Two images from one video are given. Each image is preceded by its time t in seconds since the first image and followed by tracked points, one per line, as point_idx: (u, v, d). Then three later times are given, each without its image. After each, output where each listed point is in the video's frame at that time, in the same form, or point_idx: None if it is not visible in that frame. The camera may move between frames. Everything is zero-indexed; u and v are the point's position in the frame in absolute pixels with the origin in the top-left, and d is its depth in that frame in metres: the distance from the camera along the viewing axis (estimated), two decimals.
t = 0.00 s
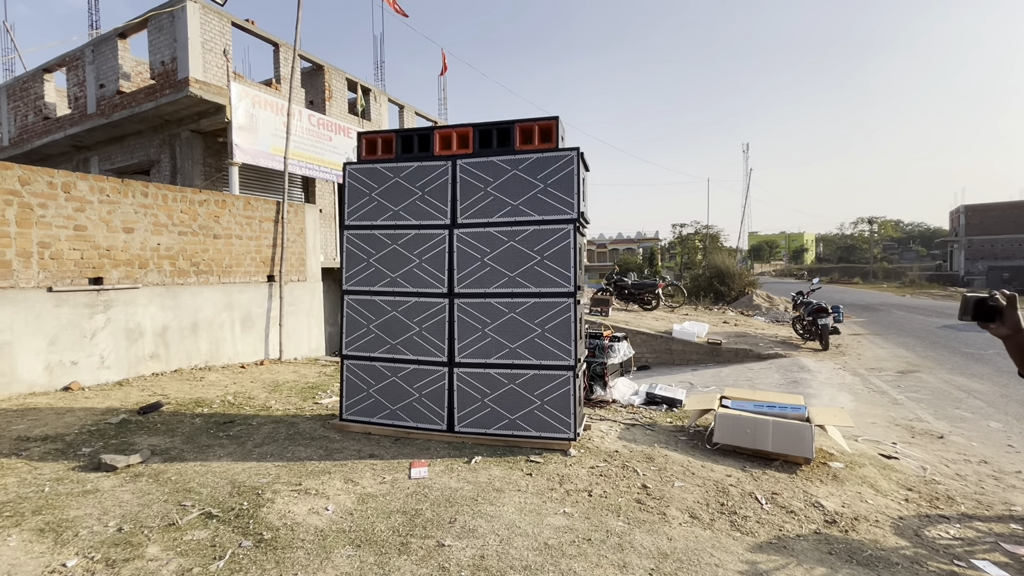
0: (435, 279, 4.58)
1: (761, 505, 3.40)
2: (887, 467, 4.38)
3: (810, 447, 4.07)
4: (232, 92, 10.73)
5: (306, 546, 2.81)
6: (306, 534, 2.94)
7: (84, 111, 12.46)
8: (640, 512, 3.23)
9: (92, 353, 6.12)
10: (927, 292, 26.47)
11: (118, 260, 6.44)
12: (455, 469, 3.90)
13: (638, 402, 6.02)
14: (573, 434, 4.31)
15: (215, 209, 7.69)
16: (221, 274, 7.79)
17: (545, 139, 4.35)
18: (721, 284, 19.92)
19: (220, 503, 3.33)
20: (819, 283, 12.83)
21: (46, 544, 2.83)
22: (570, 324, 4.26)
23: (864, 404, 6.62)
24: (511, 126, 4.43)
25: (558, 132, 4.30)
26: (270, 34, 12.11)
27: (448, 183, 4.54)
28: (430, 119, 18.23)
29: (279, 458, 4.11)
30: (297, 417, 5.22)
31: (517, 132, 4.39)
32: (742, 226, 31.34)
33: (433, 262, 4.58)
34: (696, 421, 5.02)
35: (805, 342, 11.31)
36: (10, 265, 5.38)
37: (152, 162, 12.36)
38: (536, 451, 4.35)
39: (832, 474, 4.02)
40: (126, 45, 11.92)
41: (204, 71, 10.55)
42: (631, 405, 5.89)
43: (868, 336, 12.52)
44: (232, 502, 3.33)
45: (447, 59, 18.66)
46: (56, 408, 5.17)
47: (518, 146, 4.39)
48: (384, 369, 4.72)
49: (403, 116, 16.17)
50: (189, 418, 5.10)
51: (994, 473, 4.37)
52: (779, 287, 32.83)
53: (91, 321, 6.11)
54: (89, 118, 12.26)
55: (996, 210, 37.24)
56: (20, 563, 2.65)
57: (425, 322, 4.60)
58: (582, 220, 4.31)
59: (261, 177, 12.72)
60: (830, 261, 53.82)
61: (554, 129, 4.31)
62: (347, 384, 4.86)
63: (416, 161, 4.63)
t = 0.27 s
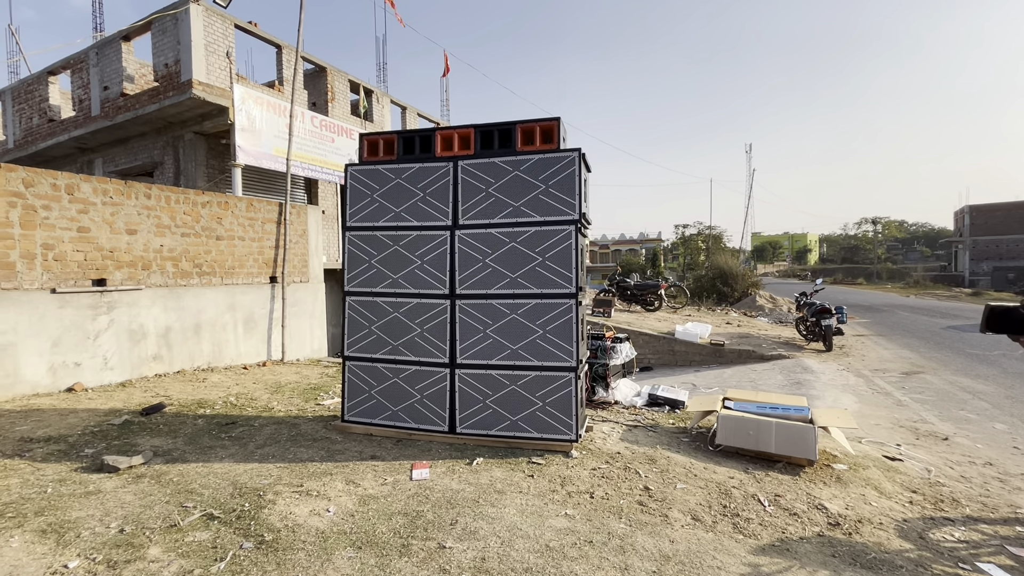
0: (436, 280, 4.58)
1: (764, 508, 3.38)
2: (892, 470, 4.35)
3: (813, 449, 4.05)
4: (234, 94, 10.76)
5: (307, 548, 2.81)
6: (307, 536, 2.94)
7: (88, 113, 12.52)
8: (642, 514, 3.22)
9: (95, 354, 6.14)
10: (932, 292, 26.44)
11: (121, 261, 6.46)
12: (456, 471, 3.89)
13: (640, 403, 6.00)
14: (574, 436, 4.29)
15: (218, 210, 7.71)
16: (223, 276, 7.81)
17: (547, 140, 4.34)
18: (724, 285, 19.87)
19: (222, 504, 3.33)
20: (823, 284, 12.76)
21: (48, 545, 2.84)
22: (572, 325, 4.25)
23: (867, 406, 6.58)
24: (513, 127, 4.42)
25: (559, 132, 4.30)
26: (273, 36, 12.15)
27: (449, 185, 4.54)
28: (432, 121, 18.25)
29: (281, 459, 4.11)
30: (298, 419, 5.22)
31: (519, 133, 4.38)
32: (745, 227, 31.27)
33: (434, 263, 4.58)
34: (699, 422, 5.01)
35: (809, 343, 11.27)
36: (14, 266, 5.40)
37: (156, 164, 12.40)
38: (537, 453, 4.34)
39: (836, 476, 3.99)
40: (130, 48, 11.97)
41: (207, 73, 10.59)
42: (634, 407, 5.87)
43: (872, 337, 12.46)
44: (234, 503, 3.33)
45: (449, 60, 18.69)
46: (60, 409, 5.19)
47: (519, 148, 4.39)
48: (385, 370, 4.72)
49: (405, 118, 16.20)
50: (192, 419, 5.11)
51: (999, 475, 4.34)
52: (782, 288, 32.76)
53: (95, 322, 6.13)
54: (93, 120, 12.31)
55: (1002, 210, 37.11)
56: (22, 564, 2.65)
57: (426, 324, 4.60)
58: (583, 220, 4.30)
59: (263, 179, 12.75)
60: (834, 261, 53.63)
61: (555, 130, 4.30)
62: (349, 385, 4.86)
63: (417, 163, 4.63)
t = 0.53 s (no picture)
0: (439, 281, 4.57)
1: (768, 509, 3.37)
2: (897, 471, 4.32)
3: (817, 451, 4.03)
4: (238, 95, 10.79)
5: (310, 549, 2.81)
6: (309, 537, 2.94)
7: (93, 114, 12.57)
8: (646, 516, 3.21)
9: (99, 354, 6.16)
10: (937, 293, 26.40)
11: (125, 262, 6.48)
12: (458, 472, 3.88)
13: (644, 404, 5.99)
14: (577, 437, 4.28)
15: (221, 211, 7.73)
16: (227, 276, 7.83)
17: (550, 140, 4.33)
18: (727, 285, 19.82)
19: (225, 504, 3.33)
20: (827, 284, 12.71)
21: (52, 544, 2.84)
22: (575, 326, 4.24)
23: (872, 407, 6.55)
24: (516, 127, 4.42)
25: (562, 132, 4.29)
26: (276, 37, 12.18)
27: (452, 185, 4.54)
28: (435, 121, 18.27)
29: (284, 460, 4.11)
30: (301, 419, 5.23)
31: (521, 133, 4.38)
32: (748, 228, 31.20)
33: (437, 263, 4.58)
34: (702, 424, 4.99)
35: (812, 343, 11.22)
36: (18, 267, 5.42)
37: (159, 165, 12.44)
38: (540, 453, 4.33)
39: (840, 478, 3.97)
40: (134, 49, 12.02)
41: (211, 74, 10.62)
42: (637, 408, 5.86)
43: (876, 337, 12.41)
44: (236, 504, 3.33)
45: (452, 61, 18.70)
46: (64, 409, 5.21)
47: (522, 148, 4.38)
48: (388, 370, 4.72)
49: (408, 119, 16.22)
50: (195, 419, 5.12)
51: (1005, 477, 4.31)
52: (785, 288, 32.83)
53: (99, 323, 6.15)
54: (97, 122, 12.37)
55: (1007, 210, 36.94)
56: (26, 564, 2.66)
57: (429, 324, 4.60)
58: (586, 221, 4.29)
59: (267, 180, 12.78)
60: (838, 262, 53.43)
61: (558, 131, 4.29)
62: (352, 386, 4.86)
63: (420, 163, 4.64)
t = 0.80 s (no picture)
0: (442, 281, 4.57)
1: (772, 510, 3.36)
2: (901, 473, 4.31)
3: (821, 452, 4.02)
4: (242, 96, 10.81)
5: (314, 549, 2.81)
6: (313, 537, 2.94)
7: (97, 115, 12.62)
8: (649, 517, 3.20)
9: (104, 354, 6.18)
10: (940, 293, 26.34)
11: (129, 262, 6.50)
12: (461, 472, 3.88)
13: (647, 404, 5.98)
14: (581, 437, 4.28)
15: (225, 211, 7.75)
16: (230, 277, 7.85)
17: (553, 140, 4.33)
18: (730, 286, 19.79)
19: (229, 504, 3.34)
20: (830, 285, 12.69)
21: (57, 543, 2.85)
22: (578, 326, 4.24)
23: (876, 408, 6.53)
24: (519, 127, 4.42)
25: (565, 133, 4.29)
26: (279, 38, 12.20)
27: (456, 186, 4.54)
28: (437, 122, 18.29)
29: (287, 460, 4.12)
30: (304, 419, 5.23)
31: (525, 133, 4.37)
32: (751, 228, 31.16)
33: (441, 263, 4.58)
34: (706, 425, 4.98)
35: (816, 344, 11.20)
36: (23, 267, 5.45)
37: (163, 165, 12.48)
38: (543, 454, 4.33)
39: (844, 479, 3.96)
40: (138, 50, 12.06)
41: (214, 75, 10.65)
42: (640, 408, 5.86)
43: (880, 338, 12.37)
44: (240, 503, 3.33)
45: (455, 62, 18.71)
46: (69, 409, 5.23)
47: (526, 148, 4.38)
48: (391, 371, 4.73)
49: (411, 119, 16.24)
50: (199, 419, 5.14)
51: (1010, 479, 4.29)
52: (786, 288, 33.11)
53: (103, 323, 6.17)
54: (101, 122, 12.41)
55: (1011, 211, 36.79)
56: (31, 563, 2.67)
57: (433, 324, 4.60)
58: (590, 221, 4.29)
59: (270, 180, 12.81)
60: (841, 262, 53.28)
61: (561, 131, 4.29)
62: (355, 386, 4.86)
63: (424, 164, 4.64)
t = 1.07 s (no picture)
0: (445, 281, 4.58)
1: (775, 511, 3.36)
2: (904, 473, 4.30)
3: (824, 452, 4.02)
4: (244, 96, 10.83)
5: (317, 548, 2.82)
6: (317, 536, 2.94)
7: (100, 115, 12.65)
8: (652, 517, 3.20)
9: (107, 353, 6.20)
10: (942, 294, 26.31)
11: (132, 262, 6.52)
12: (464, 472, 3.89)
13: (649, 405, 5.98)
14: (583, 438, 4.28)
15: (227, 211, 7.77)
16: (233, 276, 7.86)
17: (556, 140, 4.33)
18: (732, 286, 19.77)
19: (232, 503, 3.35)
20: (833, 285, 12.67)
21: (61, 542, 2.86)
22: (581, 326, 4.24)
23: (879, 409, 6.51)
24: (522, 128, 4.42)
25: (568, 133, 4.29)
26: (282, 38, 12.22)
27: (459, 186, 4.54)
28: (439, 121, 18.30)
29: (290, 459, 4.12)
30: (307, 419, 5.24)
31: (528, 133, 4.37)
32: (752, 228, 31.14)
33: (443, 263, 4.58)
34: (708, 425, 4.97)
35: (818, 345, 11.18)
36: (28, 266, 5.47)
37: (166, 165, 12.51)
38: (546, 454, 4.33)
39: (847, 479, 3.96)
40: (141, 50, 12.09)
41: (217, 75, 10.67)
42: (642, 408, 5.86)
43: (883, 339, 12.35)
44: (243, 503, 3.34)
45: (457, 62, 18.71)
46: (72, 408, 5.24)
47: (528, 148, 4.38)
48: (394, 370, 4.73)
49: (413, 119, 16.25)
50: (202, 418, 5.15)
51: (1014, 480, 4.28)
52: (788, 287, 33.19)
53: (106, 322, 6.19)
54: (104, 122, 12.45)
55: (1014, 211, 36.72)
56: (36, 561, 2.68)
57: (435, 324, 4.60)
58: (593, 222, 4.29)
59: (272, 180, 12.83)
60: (843, 262, 53.19)
61: (564, 131, 4.29)
62: (357, 385, 4.87)
63: (427, 164, 4.64)
